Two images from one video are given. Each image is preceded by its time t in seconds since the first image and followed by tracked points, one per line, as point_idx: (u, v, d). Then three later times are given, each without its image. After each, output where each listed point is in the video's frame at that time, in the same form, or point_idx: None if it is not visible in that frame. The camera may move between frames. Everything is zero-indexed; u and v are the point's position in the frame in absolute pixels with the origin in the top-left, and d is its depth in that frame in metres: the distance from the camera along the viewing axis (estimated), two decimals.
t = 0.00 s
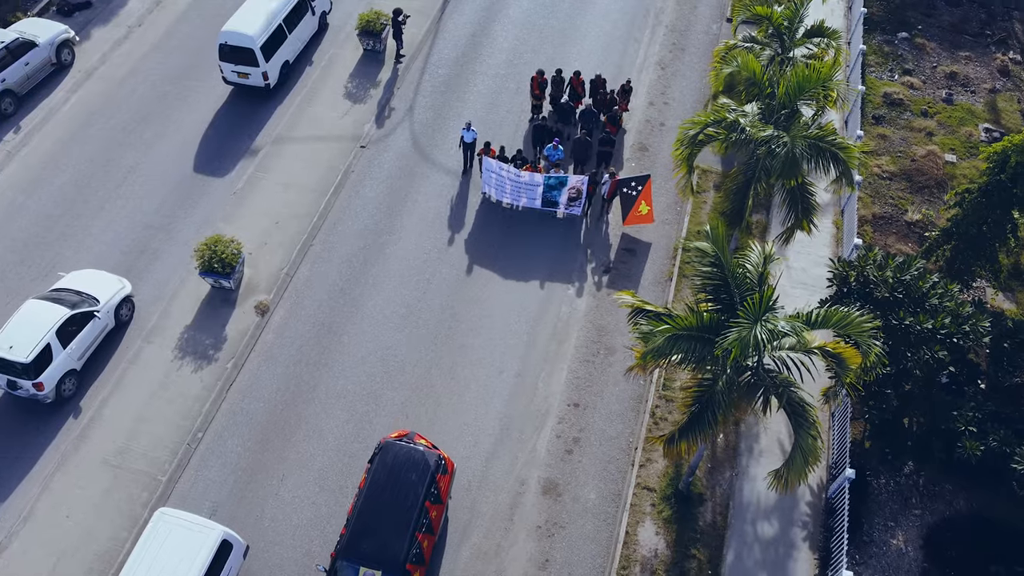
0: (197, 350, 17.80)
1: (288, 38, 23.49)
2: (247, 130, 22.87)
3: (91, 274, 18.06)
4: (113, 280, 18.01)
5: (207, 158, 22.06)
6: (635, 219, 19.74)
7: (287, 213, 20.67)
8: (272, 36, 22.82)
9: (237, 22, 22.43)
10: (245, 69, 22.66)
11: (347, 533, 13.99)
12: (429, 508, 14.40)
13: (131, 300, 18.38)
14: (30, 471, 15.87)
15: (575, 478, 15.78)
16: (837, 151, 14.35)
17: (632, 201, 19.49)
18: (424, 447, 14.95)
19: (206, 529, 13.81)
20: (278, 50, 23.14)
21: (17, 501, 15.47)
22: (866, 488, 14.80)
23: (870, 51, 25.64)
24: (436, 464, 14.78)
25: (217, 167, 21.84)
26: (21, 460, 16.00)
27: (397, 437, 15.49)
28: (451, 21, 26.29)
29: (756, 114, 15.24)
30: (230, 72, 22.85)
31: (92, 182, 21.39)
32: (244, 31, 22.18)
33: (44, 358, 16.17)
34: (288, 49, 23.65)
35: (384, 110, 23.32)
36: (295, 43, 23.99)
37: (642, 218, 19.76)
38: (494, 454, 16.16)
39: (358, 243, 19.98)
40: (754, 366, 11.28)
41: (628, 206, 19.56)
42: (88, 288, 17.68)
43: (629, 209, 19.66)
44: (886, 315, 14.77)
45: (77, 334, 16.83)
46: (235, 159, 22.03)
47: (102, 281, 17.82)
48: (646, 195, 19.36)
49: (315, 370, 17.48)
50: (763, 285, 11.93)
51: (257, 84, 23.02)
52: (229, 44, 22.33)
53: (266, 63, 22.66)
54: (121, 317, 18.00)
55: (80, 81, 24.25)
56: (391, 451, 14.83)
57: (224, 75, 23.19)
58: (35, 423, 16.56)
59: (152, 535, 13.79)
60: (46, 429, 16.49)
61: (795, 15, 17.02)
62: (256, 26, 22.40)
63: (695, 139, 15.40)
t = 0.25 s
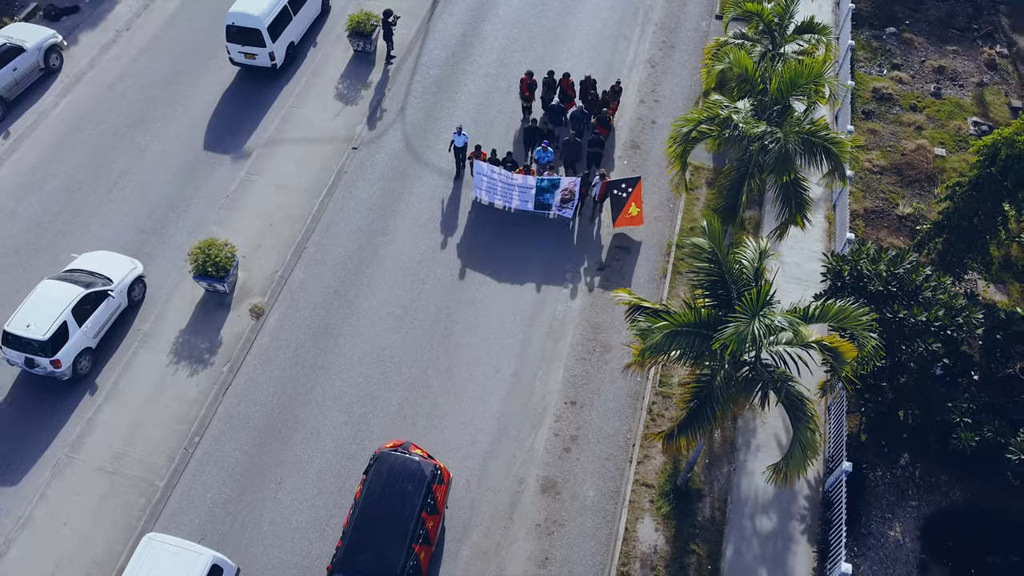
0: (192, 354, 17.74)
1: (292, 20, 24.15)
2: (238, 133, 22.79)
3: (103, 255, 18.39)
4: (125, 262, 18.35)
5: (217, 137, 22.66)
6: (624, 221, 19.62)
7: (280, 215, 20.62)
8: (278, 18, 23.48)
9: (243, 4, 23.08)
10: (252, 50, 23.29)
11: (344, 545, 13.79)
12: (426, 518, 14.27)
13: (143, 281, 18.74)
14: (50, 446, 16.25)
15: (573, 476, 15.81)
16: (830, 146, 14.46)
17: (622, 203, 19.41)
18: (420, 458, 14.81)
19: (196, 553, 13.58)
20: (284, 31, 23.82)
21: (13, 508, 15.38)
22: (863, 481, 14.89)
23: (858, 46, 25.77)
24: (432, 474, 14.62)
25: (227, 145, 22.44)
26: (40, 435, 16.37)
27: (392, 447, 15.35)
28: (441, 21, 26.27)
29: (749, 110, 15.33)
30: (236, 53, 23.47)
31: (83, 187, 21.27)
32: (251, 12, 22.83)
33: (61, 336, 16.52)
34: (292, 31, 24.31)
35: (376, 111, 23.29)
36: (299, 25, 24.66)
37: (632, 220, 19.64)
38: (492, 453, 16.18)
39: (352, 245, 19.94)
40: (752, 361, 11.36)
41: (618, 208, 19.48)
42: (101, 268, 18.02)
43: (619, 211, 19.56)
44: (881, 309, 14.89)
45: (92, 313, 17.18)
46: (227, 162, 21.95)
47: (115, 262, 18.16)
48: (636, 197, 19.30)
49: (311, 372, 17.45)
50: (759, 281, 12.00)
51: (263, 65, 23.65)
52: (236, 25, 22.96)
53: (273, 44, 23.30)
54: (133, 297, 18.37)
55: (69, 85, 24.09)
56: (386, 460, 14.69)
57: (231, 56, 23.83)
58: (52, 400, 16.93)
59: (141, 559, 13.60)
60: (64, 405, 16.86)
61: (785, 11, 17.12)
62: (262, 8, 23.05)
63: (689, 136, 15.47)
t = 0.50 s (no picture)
0: (187, 358, 17.66)
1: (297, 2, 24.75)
2: (229, 136, 22.69)
3: (113, 236, 18.77)
4: (135, 242, 18.74)
5: (225, 116, 23.25)
6: (612, 223, 19.60)
7: (273, 217, 20.56)
8: None
9: None
10: (258, 31, 23.84)
11: (340, 556, 13.71)
12: (423, 528, 14.19)
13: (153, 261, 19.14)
14: (67, 420, 16.64)
15: (571, 474, 15.84)
16: (822, 141, 14.57)
17: (611, 205, 19.41)
18: (416, 467, 14.73)
19: None
20: (288, 12, 24.39)
21: (10, 516, 15.29)
22: (859, 474, 14.98)
23: (846, 41, 25.89)
24: (428, 483, 14.59)
25: (235, 124, 23.03)
26: (57, 411, 16.76)
27: (388, 456, 15.24)
28: (430, 21, 26.24)
29: (741, 106, 15.42)
30: (242, 34, 24.01)
31: (73, 192, 21.14)
32: None
33: (76, 312, 16.92)
34: (296, 12, 24.89)
35: (367, 112, 23.25)
36: (303, 7, 25.25)
37: (620, 222, 19.59)
38: (490, 451, 16.19)
39: (346, 246, 19.90)
40: (749, 356, 11.44)
41: (607, 210, 19.47)
42: (112, 249, 18.41)
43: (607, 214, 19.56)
44: (874, 302, 15.02)
45: (105, 291, 17.57)
46: (218, 165, 21.86)
47: (125, 243, 18.53)
48: (625, 199, 19.31)
49: (307, 374, 17.41)
50: (755, 276, 12.09)
51: (269, 46, 24.20)
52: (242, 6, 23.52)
53: (278, 24, 23.86)
54: (143, 277, 18.78)
55: (57, 90, 23.92)
56: (382, 470, 14.62)
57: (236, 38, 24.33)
58: (68, 376, 17.33)
59: None
60: (80, 381, 17.26)
61: (776, 7, 17.21)
62: None
63: (682, 133, 15.53)
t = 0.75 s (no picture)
0: (182, 363, 17.59)
1: None
2: (220, 139, 22.60)
3: (122, 218, 19.16)
4: (143, 223, 19.16)
5: (232, 95, 23.84)
6: (600, 227, 19.49)
7: (266, 220, 20.50)
8: None
9: None
10: (262, 12, 24.47)
11: (337, 568, 13.65)
12: (421, 538, 14.10)
13: (161, 241, 19.59)
14: (82, 395, 17.03)
15: (569, 471, 15.87)
16: (814, 136, 14.66)
17: (600, 208, 19.46)
18: (413, 476, 14.59)
19: None
20: None
21: (6, 525, 15.20)
22: (856, 466, 15.08)
23: (835, 37, 26.01)
24: (425, 492, 14.44)
25: (242, 103, 23.61)
26: (71, 387, 17.14)
27: (384, 464, 15.10)
28: (420, 22, 26.21)
29: (734, 103, 15.49)
30: (246, 16, 24.62)
31: (64, 198, 21.01)
32: None
33: (89, 290, 17.31)
34: None
35: (358, 113, 23.21)
36: None
37: (609, 226, 19.47)
38: (488, 451, 16.21)
39: (340, 248, 19.86)
40: (746, 351, 11.53)
41: (596, 213, 19.44)
42: (122, 229, 18.80)
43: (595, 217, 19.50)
44: (868, 296, 15.14)
45: (117, 270, 17.96)
46: (210, 169, 21.78)
47: (135, 223, 18.98)
48: (615, 203, 19.31)
49: (303, 376, 17.37)
50: (751, 271, 12.18)
51: (273, 26, 24.82)
52: None
53: (282, 5, 24.48)
54: (153, 256, 19.20)
55: (45, 95, 23.75)
56: (378, 480, 14.47)
57: (241, 19, 24.93)
58: (82, 353, 17.74)
59: None
60: (93, 358, 17.66)
61: (766, 4, 17.28)
62: None
63: (675, 130, 15.59)
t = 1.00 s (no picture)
0: (177, 367, 17.52)
1: None
2: (211, 142, 22.50)
3: (127, 200, 19.55)
4: (151, 204, 19.62)
5: (237, 73, 24.45)
6: (594, 228, 19.52)
7: (259, 223, 20.42)
8: None
9: None
10: None
11: None
12: (419, 546, 14.00)
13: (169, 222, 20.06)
14: (96, 370, 17.46)
15: (568, 469, 15.90)
16: (807, 131, 14.77)
17: (592, 210, 19.42)
18: (410, 484, 14.48)
19: None
20: None
21: (2, 534, 15.10)
22: (852, 459, 15.17)
23: (823, 32, 26.12)
24: (422, 500, 14.34)
25: (247, 81, 24.25)
26: (85, 363, 17.55)
27: (380, 473, 14.98)
28: (410, 22, 26.17)
29: (726, 99, 15.57)
30: None
31: (54, 203, 20.87)
32: None
33: (101, 269, 17.69)
34: None
35: (349, 115, 23.16)
36: None
37: (601, 229, 19.55)
38: (486, 450, 16.21)
39: (333, 250, 19.81)
40: (744, 346, 11.62)
41: (587, 215, 19.47)
42: (129, 210, 19.20)
43: (589, 218, 19.50)
44: (862, 289, 15.26)
45: (127, 249, 18.37)
46: (201, 172, 21.68)
47: (143, 204, 19.42)
48: (606, 206, 19.35)
49: (299, 379, 17.32)
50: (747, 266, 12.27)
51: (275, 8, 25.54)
52: None
53: None
54: (160, 236, 19.64)
55: (33, 100, 23.58)
56: (375, 489, 14.31)
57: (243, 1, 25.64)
58: (94, 331, 18.15)
59: None
60: (106, 335, 18.09)
61: None
62: None
63: (668, 127, 15.65)
